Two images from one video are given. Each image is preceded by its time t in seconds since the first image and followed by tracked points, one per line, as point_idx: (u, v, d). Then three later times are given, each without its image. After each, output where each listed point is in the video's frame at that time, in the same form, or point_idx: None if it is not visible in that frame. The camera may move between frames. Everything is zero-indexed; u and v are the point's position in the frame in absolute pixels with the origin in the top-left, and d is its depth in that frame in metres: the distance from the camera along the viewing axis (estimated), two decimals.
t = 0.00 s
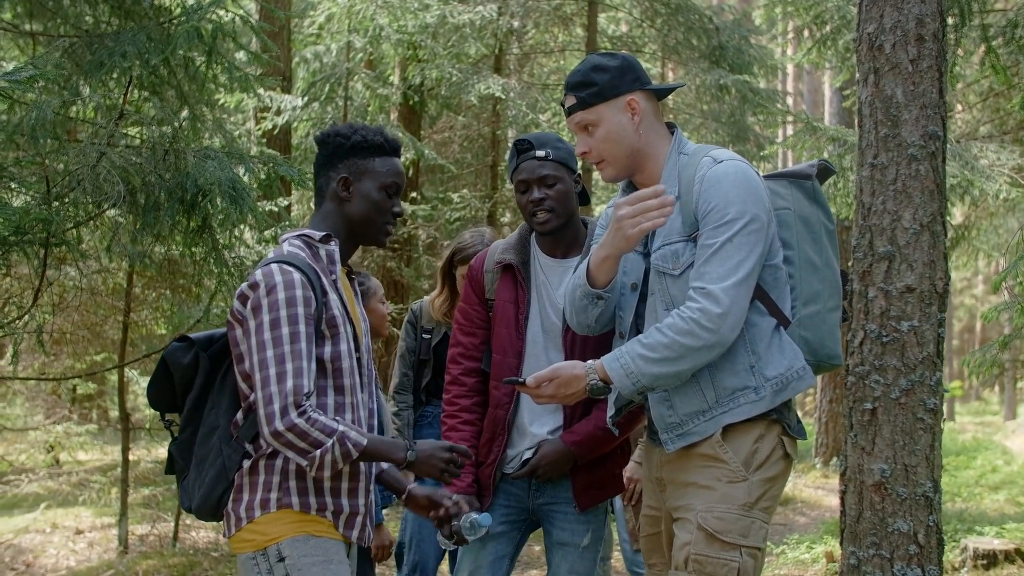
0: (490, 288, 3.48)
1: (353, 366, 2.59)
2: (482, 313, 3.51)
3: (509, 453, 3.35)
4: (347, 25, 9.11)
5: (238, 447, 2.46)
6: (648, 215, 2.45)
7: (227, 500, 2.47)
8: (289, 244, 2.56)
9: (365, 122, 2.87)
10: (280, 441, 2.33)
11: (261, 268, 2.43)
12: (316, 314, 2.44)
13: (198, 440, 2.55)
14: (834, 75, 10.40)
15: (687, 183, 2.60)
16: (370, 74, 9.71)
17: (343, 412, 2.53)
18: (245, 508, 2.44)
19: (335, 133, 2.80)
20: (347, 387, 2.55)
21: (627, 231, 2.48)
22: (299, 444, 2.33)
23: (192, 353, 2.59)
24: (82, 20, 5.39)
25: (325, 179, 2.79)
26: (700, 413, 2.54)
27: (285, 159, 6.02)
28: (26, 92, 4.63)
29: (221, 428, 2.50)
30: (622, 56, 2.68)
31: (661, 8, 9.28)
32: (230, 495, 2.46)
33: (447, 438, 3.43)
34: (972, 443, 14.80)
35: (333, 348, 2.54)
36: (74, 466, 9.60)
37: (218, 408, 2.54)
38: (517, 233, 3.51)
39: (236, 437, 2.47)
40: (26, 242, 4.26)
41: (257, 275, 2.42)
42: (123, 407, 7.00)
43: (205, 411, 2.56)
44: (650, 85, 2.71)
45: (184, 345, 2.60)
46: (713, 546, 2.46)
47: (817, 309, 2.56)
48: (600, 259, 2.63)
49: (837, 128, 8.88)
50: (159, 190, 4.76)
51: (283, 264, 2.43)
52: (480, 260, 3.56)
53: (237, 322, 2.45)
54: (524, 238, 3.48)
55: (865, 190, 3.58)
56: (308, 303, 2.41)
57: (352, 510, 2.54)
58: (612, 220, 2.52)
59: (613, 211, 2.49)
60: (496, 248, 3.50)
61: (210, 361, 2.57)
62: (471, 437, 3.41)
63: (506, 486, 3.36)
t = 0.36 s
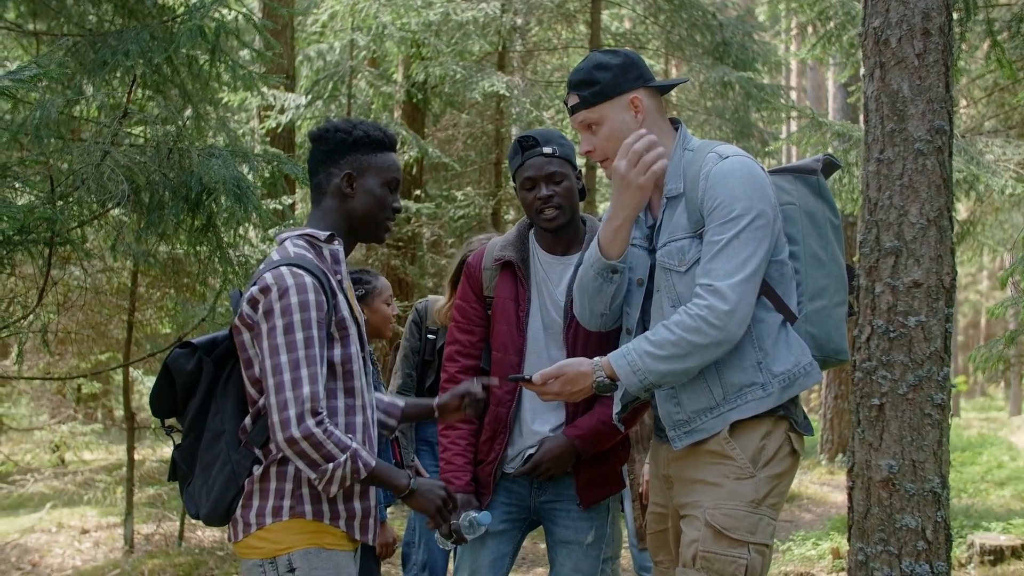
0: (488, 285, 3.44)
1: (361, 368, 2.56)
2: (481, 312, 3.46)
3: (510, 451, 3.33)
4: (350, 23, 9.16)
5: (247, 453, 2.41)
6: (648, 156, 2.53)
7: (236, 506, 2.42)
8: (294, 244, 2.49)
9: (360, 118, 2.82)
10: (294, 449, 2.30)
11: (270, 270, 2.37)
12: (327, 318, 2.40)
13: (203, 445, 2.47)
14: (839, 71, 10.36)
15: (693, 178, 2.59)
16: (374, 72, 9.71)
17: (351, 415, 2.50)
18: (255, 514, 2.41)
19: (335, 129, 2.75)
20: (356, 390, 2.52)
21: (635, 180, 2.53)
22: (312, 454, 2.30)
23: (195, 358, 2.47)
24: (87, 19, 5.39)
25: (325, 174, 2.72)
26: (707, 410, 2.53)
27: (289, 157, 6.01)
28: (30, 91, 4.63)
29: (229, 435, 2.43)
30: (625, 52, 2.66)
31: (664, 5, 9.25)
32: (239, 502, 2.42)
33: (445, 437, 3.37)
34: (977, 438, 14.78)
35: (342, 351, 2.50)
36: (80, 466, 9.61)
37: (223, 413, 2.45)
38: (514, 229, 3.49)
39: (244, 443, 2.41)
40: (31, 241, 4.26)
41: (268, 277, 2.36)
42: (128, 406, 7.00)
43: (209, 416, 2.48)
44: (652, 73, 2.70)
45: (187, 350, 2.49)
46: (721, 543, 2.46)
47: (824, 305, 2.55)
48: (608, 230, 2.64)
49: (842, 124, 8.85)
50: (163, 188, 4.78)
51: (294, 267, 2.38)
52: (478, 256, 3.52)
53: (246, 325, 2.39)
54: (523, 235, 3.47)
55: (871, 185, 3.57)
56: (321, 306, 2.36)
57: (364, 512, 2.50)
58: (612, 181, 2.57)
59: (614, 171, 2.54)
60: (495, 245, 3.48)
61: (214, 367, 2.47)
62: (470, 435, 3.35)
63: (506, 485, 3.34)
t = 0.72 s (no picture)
0: (480, 287, 3.36)
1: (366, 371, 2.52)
2: (472, 313, 3.38)
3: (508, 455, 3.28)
4: (349, 23, 9.15)
5: (249, 456, 2.38)
6: (645, 133, 2.56)
7: (237, 507, 2.40)
8: (299, 245, 2.41)
9: (357, 110, 2.63)
10: (305, 459, 2.26)
11: (282, 274, 2.31)
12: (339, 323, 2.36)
13: (202, 447, 2.43)
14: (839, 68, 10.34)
15: (694, 174, 2.58)
16: (373, 71, 9.70)
17: (356, 419, 2.45)
18: (255, 514, 2.39)
19: (343, 124, 2.56)
20: (362, 394, 2.47)
21: (634, 158, 2.55)
22: (323, 466, 2.26)
23: (196, 362, 2.38)
24: (86, 19, 5.38)
25: (334, 171, 2.54)
26: (711, 406, 2.52)
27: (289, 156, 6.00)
28: (30, 91, 4.62)
29: (230, 437, 2.39)
30: (623, 51, 2.63)
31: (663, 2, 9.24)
32: (240, 504, 2.39)
33: (438, 441, 3.29)
34: (979, 434, 14.78)
35: (349, 355, 2.45)
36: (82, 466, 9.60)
37: (224, 414, 2.41)
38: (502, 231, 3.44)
39: (246, 445, 2.39)
40: (31, 242, 4.26)
41: (280, 281, 2.29)
42: (129, 407, 7.00)
43: (209, 418, 2.42)
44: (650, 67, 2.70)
45: (188, 353, 2.39)
46: (724, 540, 2.45)
47: (827, 300, 2.54)
48: (607, 214, 2.64)
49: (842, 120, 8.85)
50: (163, 187, 4.78)
51: (306, 271, 2.32)
52: (469, 257, 3.43)
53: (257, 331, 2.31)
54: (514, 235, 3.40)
55: (874, 180, 3.56)
56: (334, 312, 2.32)
57: (366, 515, 2.48)
58: (610, 162, 2.58)
59: (613, 151, 2.56)
60: (486, 246, 3.40)
61: (216, 370, 2.40)
62: (464, 439, 3.29)
63: (503, 489, 3.31)
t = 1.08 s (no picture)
0: (466, 289, 3.26)
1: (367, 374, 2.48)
2: (457, 316, 3.27)
3: (502, 460, 3.21)
4: (347, 20, 9.14)
5: (246, 456, 2.34)
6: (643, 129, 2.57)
7: (233, 505, 2.36)
8: (302, 245, 2.37)
9: (356, 105, 2.60)
10: (312, 466, 2.23)
11: (288, 278, 2.27)
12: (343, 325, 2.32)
13: (196, 445, 2.39)
14: (838, 64, 10.33)
15: (694, 169, 2.57)
16: (371, 68, 9.68)
17: (357, 421, 2.41)
18: (253, 513, 2.35)
19: (342, 120, 2.53)
20: (362, 396, 2.44)
21: (633, 154, 2.56)
22: (329, 476, 2.24)
23: (192, 359, 2.34)
24: (84, 17, 5.35)
25: (335, 168, 2.52)
26: (712, 402, 2.51)
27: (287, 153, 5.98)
28: (27, 89, 4.60)
29: (225, 436, 2.35)
30: (619, 51, 2.60)
31: None
32: (236, 503, 2.35)
33: (427, 448, 3.17)
34: (977, 430, 14.80)
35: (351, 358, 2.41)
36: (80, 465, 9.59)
37: (218, 412, 2.36)
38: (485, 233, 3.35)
39: (243, 445, 2.34)
40: (29, 240, 4.24)
41: (285, 285, 2.25)
42: (128, 405, 6.99)
43: (203, 415, 2.37)
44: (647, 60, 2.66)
45: (184, 351, 2.34)
46: (725, 537, 2.44)
47: (828, 296, 2.53)
48: (605, 209, 2.65)
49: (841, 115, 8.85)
50: (161, 185, 4.76)
51: (311, 275, 2.28)
52: (452, 259, 3.33)
53: (261, 336, 2.26)
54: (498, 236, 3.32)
55: (875, 176, 3.55)
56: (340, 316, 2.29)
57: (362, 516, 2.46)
58: (607, 158, 2.58)
59: (611, 148, 2.56)
60: (471, 247, 3.30)
61: (212, 368, 2.35)
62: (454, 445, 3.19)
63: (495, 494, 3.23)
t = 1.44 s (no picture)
0: (445, 288, 3.17)
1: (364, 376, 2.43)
2: (435, 315, 3.16)
3: (484, 461, 3.14)
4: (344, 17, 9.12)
5: (240, 458, 2.28)
6: (638, 126, 2.57)
7: (228, 506, 2.30)
8: (299, 246, 2.29)
9: (361, 100, 2.46)
10: (316, 476, 2.17)
11: (288, 284, 2.19)
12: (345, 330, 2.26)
13: (189, 446, 2.33)
14: (835, 61, 10.33)
15: (694, 165, 2.55)
16: (368, 65, 9.65)
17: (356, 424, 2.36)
18: (248, 514, 2.29)
19: (352, 120, 2.39)
20: (361, 400, 2.39)
21: (630, 148, 2.56)
22: (333, 486, 2.18)
23: (184, 362, 2.28)
24: (80, 14, 5.34)
25: (341, 170, 2.40)
26: (710, 399, 2.51)
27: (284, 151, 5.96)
28: (22, 86, 4.59)
29: (218, 438, 2.29)
30: (614, 49, 2.58)
31: None
32: (231, 503, 2.29)
33: (410, 449, 3.05)
34: (974, 428, 14.83)
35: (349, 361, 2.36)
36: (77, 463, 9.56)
37: (211, 414, 2.30)
38: (459, 232, 3.27)
39: (237, 446, 2.29)
40: (25, 238, 4.22)
41: (286, 292, 2.17)
42: (124, 403, 6.97)
43: (196, 416, 2.31)
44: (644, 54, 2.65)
45: (175, 353, 2.28)
46: (723, 535, 2.43)
47: (827, 293, 2.52)
48: (601, 203, 2.65)
49: (839, 112, 8.86)
50: (158, 182, 4.73)
51: (312, 281, 2.20)
52: (428, 256, 3.21)
53: (261, 343, 2.18)
54: (473, 235, 3.26)
55: (873, 173, 3.54)
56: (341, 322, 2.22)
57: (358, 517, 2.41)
58: (603, 151, 2.58)
59: (608, 141, 2.56)
60: (448, 245, 3.22)
61: (203, 369, 2.30)
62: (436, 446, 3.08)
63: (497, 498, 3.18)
